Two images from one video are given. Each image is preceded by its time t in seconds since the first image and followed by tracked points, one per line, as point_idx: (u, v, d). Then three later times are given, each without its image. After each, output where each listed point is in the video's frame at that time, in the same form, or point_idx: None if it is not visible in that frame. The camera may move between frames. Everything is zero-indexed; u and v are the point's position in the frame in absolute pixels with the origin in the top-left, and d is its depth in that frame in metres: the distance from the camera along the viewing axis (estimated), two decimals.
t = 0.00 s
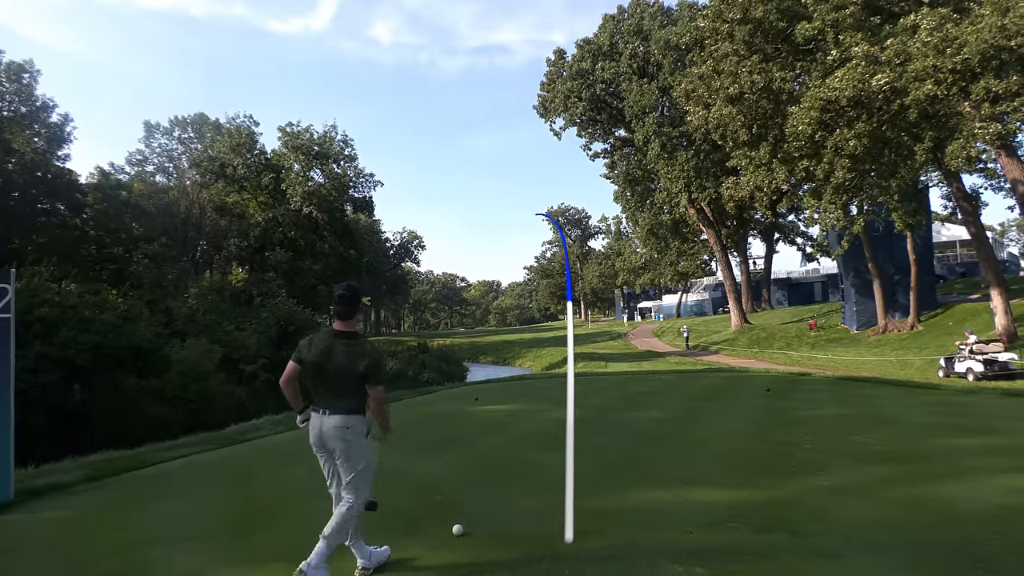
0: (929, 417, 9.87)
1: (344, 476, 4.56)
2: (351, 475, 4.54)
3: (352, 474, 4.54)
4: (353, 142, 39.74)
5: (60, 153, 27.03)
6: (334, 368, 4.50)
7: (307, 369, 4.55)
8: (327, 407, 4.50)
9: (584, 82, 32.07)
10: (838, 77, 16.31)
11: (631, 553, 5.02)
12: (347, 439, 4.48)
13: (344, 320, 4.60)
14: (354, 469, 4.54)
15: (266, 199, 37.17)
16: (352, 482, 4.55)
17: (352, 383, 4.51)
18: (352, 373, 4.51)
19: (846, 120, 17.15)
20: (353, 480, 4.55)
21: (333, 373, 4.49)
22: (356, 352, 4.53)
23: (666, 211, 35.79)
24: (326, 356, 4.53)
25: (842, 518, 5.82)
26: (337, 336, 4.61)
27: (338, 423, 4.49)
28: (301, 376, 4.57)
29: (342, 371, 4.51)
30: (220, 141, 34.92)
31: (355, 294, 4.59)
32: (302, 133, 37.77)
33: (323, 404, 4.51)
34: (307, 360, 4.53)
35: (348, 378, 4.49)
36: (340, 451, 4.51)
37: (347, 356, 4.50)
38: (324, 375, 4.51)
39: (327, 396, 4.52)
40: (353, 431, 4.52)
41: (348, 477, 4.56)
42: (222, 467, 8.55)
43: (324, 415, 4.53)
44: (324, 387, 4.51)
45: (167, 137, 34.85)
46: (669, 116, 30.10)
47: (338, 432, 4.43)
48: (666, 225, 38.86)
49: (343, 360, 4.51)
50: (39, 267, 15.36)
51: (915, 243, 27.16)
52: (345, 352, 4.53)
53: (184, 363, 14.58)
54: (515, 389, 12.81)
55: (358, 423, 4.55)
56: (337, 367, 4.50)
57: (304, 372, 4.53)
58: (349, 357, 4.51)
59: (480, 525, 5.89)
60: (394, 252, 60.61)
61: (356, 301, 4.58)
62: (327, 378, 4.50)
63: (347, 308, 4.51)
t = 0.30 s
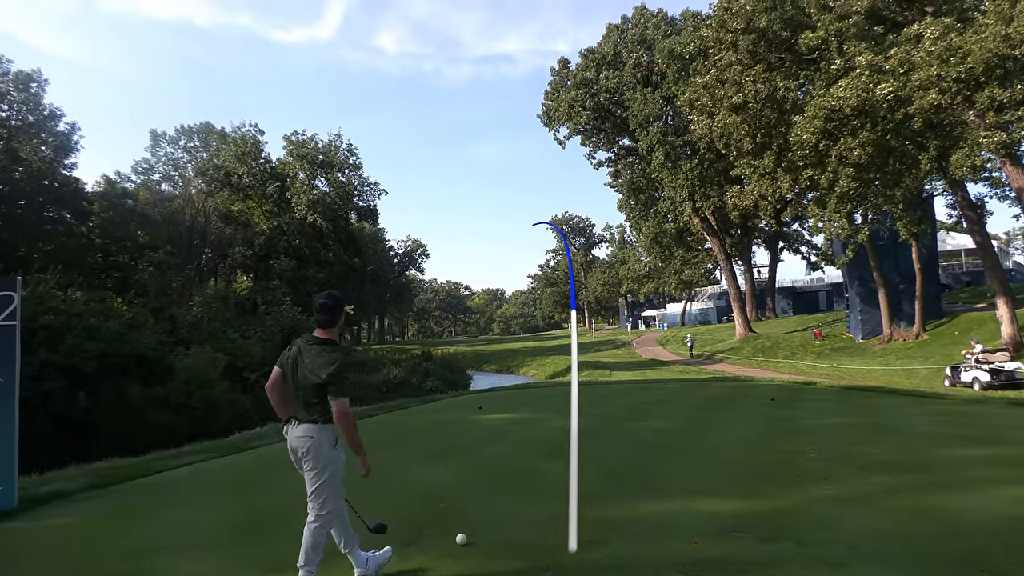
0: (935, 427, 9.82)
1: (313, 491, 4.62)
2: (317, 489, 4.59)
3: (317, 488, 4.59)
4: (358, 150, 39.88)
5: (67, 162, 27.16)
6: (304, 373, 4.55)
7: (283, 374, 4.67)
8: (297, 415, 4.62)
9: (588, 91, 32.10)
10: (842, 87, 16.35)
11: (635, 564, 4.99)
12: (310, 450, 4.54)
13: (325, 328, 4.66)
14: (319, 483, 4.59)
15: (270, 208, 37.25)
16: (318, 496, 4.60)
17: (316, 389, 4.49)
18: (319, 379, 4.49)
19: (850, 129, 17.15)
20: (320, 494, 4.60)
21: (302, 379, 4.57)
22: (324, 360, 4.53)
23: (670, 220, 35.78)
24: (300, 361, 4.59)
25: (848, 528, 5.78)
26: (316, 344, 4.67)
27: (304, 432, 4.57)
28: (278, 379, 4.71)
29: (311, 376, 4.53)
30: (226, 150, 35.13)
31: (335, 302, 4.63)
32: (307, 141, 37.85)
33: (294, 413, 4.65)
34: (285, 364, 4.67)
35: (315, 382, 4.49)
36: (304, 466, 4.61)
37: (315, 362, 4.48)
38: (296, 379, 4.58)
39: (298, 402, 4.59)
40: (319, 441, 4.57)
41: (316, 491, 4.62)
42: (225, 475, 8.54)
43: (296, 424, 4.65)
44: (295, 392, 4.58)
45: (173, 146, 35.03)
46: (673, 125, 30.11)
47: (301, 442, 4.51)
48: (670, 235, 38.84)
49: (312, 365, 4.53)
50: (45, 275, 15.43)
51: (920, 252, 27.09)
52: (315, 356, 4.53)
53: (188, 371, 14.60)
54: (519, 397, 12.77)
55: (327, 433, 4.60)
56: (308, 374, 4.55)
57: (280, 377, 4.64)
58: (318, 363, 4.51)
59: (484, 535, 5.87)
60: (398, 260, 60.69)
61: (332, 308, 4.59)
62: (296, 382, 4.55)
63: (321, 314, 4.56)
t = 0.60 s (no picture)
0: (941, 432, 9.77)
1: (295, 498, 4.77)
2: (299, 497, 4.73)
3: (300, 494, 4.73)
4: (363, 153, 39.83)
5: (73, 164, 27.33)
6: (279, 371, 4.84)
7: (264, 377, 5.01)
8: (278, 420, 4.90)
9: (593, 95, 32.06)
10: (847, 90, 16.36)
11: (637, 569, 4.99)
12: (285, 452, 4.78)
13: (305, 330, 4.95)
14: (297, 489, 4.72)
15: (275, 211, 37.19)
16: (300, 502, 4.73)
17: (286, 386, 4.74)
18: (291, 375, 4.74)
19: (855, 132, 17.10)
20: (304, 499, 4.75)
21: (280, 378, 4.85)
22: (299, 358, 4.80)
23: (674, 223, 35.75)
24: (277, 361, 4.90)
25: (852, 534, 5.76)
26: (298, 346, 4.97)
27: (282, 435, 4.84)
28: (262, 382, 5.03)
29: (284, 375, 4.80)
30: (231, 153, 35.31)
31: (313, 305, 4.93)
32: (312, 144, 37.89)
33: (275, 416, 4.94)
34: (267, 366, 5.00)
35: (285, 380, 4.75)
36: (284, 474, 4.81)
37: (285, 360, 4.74)
38: (274, 379, 4.89)
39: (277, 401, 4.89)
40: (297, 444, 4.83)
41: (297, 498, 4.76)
42: (229, 478, 8.57)
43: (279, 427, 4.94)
44: (273, 391, 4.88)
45: (178, 149, 35.22)
46: (677, 129, 30.07)
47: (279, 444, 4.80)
48: (674, 238, 38.79)
49: (286, 364, 4.80)
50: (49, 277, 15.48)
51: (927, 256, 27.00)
52: (288, 355, 4.80)
53: (192, 373, 14.62)
54: (523, 400, 12.74)
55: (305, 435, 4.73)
56: (282, 373, 4.83)
57: (265, 376, 4.99)
58: (288, 361, 4.76)
59: (487, 539, 5.87)
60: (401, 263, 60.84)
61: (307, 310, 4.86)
62: (272, 382, 4.86)
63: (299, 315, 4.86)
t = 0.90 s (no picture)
0: (967, 444, 9.24)
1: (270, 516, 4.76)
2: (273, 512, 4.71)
3: (275, 509, 4.73)
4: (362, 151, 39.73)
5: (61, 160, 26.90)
6: (242, 383, 4.84)
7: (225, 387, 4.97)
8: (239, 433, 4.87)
9: (602, 89, 31.58)
10: (869, 86, 15.85)
11: None
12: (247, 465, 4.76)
13: (267, 339, 4.95)
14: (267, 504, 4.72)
15: (272, 209, 37.16)
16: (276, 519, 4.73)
17: (250, 398, 4.76)
18: (256, 385, 4.75)
19: (878, 130, 16.40)
20: (280, 514, 4.73)
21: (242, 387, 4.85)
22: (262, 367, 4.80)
23: (687, 224, 35.08)
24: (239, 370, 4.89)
25: (874, 549, 5.30)
26: (259, 354, 4.97)
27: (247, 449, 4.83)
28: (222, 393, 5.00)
29: (248, 386, 4.82)
30: (225, 149, 35.20)
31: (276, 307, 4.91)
32: (309, 140, 37.90)
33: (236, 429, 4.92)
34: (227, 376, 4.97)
35: (249, 391, 4.76)
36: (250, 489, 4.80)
37: (248, 370, 4.75)
38: (237, 390, 4.89)
39: (239, 413, 4.90)
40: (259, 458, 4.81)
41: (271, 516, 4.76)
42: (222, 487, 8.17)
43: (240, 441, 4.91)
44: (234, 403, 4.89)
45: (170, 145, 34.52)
46: (690, 125, 29.49)
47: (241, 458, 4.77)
48: (687, 240, 38.21)
49: (249, 374, 4.81)
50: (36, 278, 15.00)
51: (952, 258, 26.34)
52: (250, 365, 4.80)
53: (184, 379, 14.24)
54: (529, 408, 12.25)
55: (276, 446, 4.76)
56: (246, 384, 4.84)
57: (226, 388, 4.95)
58: (251, 371, 4.78)
59: (491, 552, 5.43)
60: (404, 265, 60.82)
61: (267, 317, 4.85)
62: (235, 394, 4.85)
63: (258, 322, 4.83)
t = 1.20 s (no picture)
0: (1013, 462, 8.39)
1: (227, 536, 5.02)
2: (231, 530, 4.95)
3: (231, 528, 4.97)
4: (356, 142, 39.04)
5: (35, 152, 26.69)
6: (203, 394, 5.08)
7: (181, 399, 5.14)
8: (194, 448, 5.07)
9: (616, 77, 30.75)
10: (906, 74, 15.06)
11: None
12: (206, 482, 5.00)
13: (226, 349, 5.18)
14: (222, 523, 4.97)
15: (260, 206, 36.39)
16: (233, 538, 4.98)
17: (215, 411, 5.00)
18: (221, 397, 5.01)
19: (915, 121, 15.69)
20: (236, 531, 4.98)
21: (202, 399, 5.06)
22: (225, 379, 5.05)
23: (707, 223, 33.65)
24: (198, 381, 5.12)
25: None
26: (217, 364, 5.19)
27: (201, 465, 5.05)
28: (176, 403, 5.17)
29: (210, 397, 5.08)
30: (211, 141, 34.49)
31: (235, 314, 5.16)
32: (300, 132, 37.45)
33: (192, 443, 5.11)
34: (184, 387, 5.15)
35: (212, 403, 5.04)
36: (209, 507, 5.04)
37: (212, 382, 5.01)
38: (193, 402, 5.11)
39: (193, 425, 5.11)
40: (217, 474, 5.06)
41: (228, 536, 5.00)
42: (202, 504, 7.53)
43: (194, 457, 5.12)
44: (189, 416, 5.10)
45: (151, 135, 34.63)
46: (711, 116, 28.64)
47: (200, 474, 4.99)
48: (708, 240, 37.17)
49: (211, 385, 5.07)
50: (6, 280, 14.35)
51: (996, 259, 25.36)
52: (213, 375, 5.05)
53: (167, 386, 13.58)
54: (535, 422, 11.47)
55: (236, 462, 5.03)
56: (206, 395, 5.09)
57: (182, 399, 5.14)
58: (216, 382, 5.05)
59: None
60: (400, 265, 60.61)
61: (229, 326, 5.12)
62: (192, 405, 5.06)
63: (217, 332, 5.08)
